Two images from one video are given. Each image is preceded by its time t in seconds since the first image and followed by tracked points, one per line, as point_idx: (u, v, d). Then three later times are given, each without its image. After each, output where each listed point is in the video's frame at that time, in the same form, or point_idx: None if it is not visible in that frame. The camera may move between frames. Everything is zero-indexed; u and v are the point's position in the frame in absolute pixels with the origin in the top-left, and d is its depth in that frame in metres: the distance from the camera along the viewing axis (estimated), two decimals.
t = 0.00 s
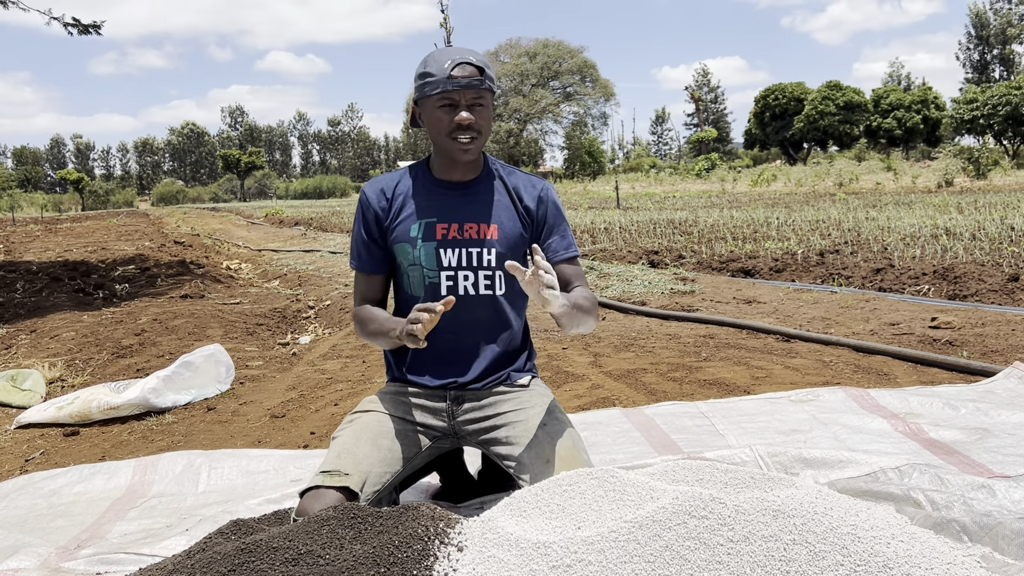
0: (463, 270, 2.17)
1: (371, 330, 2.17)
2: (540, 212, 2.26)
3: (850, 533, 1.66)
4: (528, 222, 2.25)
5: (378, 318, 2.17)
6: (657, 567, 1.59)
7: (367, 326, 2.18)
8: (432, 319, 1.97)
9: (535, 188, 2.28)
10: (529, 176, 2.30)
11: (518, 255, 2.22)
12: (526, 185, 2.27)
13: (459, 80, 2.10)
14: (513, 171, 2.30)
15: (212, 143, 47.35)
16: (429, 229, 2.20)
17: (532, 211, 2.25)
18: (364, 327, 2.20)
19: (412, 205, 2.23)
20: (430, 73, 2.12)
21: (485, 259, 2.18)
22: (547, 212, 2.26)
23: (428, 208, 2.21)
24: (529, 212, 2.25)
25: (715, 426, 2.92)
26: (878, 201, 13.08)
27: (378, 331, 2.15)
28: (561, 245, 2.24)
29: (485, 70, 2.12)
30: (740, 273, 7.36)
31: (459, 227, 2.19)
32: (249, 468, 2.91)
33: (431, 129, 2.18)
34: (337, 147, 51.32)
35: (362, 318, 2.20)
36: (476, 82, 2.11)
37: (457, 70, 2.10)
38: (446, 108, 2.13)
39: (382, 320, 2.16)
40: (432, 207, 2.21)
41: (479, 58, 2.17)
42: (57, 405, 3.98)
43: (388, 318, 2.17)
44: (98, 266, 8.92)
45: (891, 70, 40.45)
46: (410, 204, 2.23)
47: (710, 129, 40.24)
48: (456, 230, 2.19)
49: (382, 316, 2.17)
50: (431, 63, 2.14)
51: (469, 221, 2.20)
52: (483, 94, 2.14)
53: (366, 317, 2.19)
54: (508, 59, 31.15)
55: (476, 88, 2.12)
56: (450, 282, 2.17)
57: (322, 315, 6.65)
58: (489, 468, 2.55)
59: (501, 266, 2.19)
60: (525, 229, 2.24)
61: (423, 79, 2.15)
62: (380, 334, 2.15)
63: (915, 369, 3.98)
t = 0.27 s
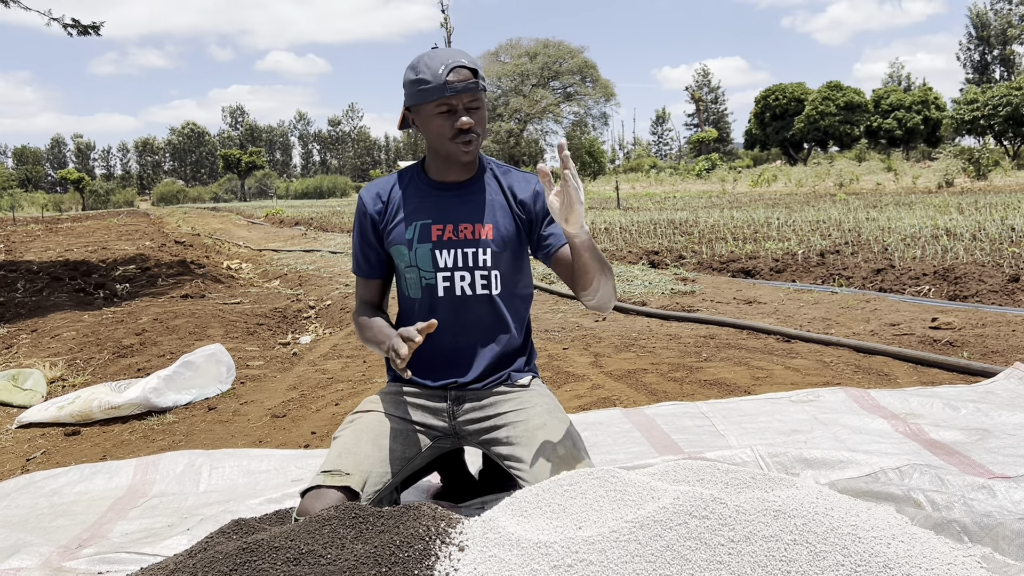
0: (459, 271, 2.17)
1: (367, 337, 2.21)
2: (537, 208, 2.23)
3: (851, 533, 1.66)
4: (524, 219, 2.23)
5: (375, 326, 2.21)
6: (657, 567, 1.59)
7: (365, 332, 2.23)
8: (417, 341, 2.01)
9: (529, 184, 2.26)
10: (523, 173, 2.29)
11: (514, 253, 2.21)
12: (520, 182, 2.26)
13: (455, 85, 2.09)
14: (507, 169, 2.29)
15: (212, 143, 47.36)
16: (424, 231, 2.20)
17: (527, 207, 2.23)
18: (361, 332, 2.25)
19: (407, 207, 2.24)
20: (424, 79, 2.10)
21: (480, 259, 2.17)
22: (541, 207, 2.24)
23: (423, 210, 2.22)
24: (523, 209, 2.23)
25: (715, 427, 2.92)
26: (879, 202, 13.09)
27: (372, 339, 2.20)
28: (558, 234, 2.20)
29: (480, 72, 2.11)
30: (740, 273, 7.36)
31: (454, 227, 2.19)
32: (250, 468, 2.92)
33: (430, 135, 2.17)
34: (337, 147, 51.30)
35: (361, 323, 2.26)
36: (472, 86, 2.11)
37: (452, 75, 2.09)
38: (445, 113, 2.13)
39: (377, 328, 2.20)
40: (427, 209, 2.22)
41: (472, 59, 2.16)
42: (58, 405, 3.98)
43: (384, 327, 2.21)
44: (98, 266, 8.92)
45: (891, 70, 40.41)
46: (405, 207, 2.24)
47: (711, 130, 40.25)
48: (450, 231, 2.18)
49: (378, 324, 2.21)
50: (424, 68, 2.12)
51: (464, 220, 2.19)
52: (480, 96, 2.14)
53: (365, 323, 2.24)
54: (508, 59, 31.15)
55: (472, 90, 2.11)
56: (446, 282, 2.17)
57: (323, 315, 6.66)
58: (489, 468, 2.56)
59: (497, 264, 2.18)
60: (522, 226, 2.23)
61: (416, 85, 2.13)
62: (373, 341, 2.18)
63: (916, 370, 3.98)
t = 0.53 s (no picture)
0: (458, 273, 2.17)
1: (364, 335, 2.22)
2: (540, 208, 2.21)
3: (851, 533, 1.66)
4: (525, 219, 2.21)
5: (371, 325, 2.22)
6: (658, 567, 1.59)
7: (361, 330, 2.24)
8: (406, 341, 2.01)
9: (531, 184, 2.24)
10: (525, 173, 2.27)
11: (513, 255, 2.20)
12: (522, 182, 2.24)
13: (452, 90, 2.06)
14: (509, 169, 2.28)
15: (212, 143, 47.37)
16: (424, 232, 2.20)
17: (528, 208, 2.21)
18: (359, 330, 2.26)
19: (408, 207, 2.24)
20: (422, 84, 2.08)
21: (480, 261, 2.17)
22: (540, 207, 2.20)
23: (423, 210, 2.22)
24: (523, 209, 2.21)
25: (715, 427, 2.92)
26: (879, 202, 13.09)
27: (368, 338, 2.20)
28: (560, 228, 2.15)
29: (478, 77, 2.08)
30: (741, 273, 7.36)
31: (454, 229, 2.19)
32: (250, 468, 2.92)
33: (428, 139, 2.16)
34: (337, 147, 51.28)
35: (358, 321, 2.26)
36: (469, 90, 2.07)
37: (449, 80, 2.06)
38: (442, 118, 2.11)
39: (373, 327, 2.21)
40: (427, 209, 2.22)
41: (471, 60, 2.12)
42: (58, 404, 3.98)
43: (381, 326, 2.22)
44: (98, 266, 8.92)
45: (891, 70, 40.37)
46: (406, 207, 2.25)
47: (711, 130, 40.24)
48: (450, 232, 2.19)
49: (374, 323, 2.22)
50: (422, 71, 2.09)
51: (464, 222, 2.19)
52: (478, 100, 2.11)
53: (362, 321, 2.25)
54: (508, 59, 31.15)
55: (469, 95, 2.08)
56: (445, 284, 2.18)
57: (323, 314, 6.66)
58: (489, 468, 2.56)
59: (496, 267, 2.18)
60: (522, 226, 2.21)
61: (414, 88, 2.11)
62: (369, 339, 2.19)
63: (916, 370, 3.98)
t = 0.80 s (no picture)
0: (463, 277, 2.16)
1: (364, 330, 2.20)
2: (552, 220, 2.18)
3: (853, 533, 1.66)
4: (535, 229, 2.19)
5: (372, 320, 2.20)
6: (659, 566, 1.59)
7: (361, 324, 2.22)
8: (414, 347, 2.01)
9: (547, 194, 2.21)
10: (541, 181, 2.24)
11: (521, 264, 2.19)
12: (537, 190, 2.21)
13: (477, 100, 2.00)
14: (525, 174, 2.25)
15: (212, 142, 47.38)
16: (433, 231, 2.18)
17: (541, 217, 2.18)
18: (359, 323, 2.23)
19: (419, 203, 2.21)
20: (448, 89, 2.02)
21: (486, 268, 2.16)
22: (552, 223, 2.18)
23: (434, 209, 2.20)
24: (535, 218, 2.18)
25: (716, 426, 2.92)
26: (879, 202, 13.08)
27: (369, 333, 2.19)
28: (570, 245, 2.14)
29: (506, 89, 2.00)
30: (741, 272, 7.35)
31: (463, 232, 2.17)
32: (250, 467, 2.91)
33: (447, 142, 2.11)
34: (337, 147, 51.27)
35: (358, 313, 2.24)
36: (496, 102, 2.01)
37: (475, 90, 1.99)
38: (464, 126, 2.05)
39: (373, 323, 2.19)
40: (438, 209, 2.19)
41: (502, 68, 2.04)
42: (58, 403, 3.98)
43: (382, 321, 2.20)
44: (98, 265, 8.91)
45: (891, 70, 40.35)
46: (417, 202, 2.22)
47: (711, 129, 40.23)
48: (459, 235, 2.17)
49: (376, 317, 2.20)
50: (450, 74, 2.02)
51: (473, 227, 2.17)
52: (503, 111, 2.05)
53: (363, 314, 2.22)
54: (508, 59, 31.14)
55: (494, 108, 2.01)
56: (450, 287, 2.16)
57: (322, 314, 6.66)
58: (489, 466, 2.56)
59: (502, 274, 2.16)
60: (531, 235, 2.20)
61: (440, 90, 2.04)
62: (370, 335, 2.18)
63: (916, 369, 3.98)
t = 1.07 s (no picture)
0: (488, 289, 2.12)
1: (402, 336, 1.96)
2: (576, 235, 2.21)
3: (852, 532, 1.65)
4: (558, 242, 2.20)
5: (411, 322, 1.96)
6: (658, 566, 1.59)
7: (396, 329, 1.97)
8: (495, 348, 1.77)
9: (572, 208, 2.21)
10: (567, 193, 2.23)
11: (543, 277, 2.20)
12: (564, 204, 2.21)
13: (526, 120, 1.88)
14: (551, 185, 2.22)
15: (211, 141, 47.35)
16: (463, 239, 2.09)
17: (566, 232, 2.19)
18: (391, 328, 1.99)
19: (450, 207, 2.10)
20: (497, 101, 1.89)
21: (512, 282, 2.14)
22: (578, 241, 2.21)
23: (466, 216, 2.10)
24: (562, 233, 2.19)
25: (715, 425, 2.92)
26: (878, 201, 13.09)
27: (410, 337, 1.94)
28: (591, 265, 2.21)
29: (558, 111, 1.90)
30: (740, 272, 7.35)
31: (492, 244, 2.11)
32: (249, 466, 2.91)
33: (485, 153, 2.00)
34: (336, 146, 51.27)
35: (390, 318, 1.99)
36: (545, 125, 1.91)
37: (526, 107, 1.87)
38: (507, 142, 1.95)
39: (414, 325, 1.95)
40: (470, 216, 2.10)
41: (553, 84, 1.92)
42: (57, 402, 3.97)
43: (424, 322, 1.97)
44: (97, 264, 8.90)
45: (891, 70, 40.38)
46: (448, 206, 2.10)
47: (710, 129, 40.23)
48: (490, 246, 2.10)
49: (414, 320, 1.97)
50: (501, 85, 1.89)
51: (504, 239, 2.12)
52: (549, 133, 1.95)
53: (396, 318, 1.98)
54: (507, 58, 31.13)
55: (542, 128, 1.92)
56: (473, 296, 2.12)
57: (322, 313, 6.65)
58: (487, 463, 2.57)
59: (525, 287, 2.16)
60: (553, 248, 2.19)
61: (487, 99, 1.91)
62: (413, 339, 1.93)
63: (915, 368, 3.98)
